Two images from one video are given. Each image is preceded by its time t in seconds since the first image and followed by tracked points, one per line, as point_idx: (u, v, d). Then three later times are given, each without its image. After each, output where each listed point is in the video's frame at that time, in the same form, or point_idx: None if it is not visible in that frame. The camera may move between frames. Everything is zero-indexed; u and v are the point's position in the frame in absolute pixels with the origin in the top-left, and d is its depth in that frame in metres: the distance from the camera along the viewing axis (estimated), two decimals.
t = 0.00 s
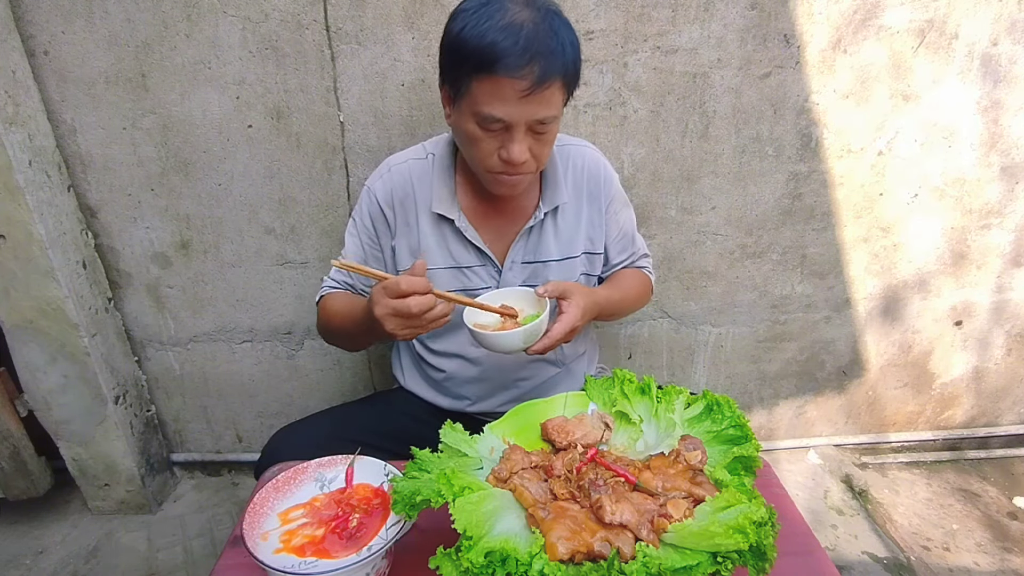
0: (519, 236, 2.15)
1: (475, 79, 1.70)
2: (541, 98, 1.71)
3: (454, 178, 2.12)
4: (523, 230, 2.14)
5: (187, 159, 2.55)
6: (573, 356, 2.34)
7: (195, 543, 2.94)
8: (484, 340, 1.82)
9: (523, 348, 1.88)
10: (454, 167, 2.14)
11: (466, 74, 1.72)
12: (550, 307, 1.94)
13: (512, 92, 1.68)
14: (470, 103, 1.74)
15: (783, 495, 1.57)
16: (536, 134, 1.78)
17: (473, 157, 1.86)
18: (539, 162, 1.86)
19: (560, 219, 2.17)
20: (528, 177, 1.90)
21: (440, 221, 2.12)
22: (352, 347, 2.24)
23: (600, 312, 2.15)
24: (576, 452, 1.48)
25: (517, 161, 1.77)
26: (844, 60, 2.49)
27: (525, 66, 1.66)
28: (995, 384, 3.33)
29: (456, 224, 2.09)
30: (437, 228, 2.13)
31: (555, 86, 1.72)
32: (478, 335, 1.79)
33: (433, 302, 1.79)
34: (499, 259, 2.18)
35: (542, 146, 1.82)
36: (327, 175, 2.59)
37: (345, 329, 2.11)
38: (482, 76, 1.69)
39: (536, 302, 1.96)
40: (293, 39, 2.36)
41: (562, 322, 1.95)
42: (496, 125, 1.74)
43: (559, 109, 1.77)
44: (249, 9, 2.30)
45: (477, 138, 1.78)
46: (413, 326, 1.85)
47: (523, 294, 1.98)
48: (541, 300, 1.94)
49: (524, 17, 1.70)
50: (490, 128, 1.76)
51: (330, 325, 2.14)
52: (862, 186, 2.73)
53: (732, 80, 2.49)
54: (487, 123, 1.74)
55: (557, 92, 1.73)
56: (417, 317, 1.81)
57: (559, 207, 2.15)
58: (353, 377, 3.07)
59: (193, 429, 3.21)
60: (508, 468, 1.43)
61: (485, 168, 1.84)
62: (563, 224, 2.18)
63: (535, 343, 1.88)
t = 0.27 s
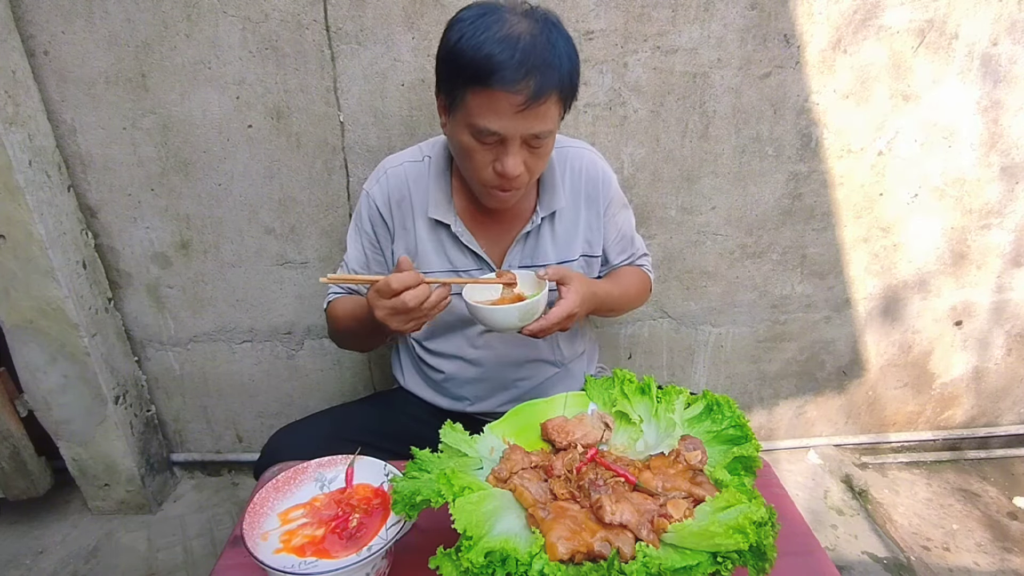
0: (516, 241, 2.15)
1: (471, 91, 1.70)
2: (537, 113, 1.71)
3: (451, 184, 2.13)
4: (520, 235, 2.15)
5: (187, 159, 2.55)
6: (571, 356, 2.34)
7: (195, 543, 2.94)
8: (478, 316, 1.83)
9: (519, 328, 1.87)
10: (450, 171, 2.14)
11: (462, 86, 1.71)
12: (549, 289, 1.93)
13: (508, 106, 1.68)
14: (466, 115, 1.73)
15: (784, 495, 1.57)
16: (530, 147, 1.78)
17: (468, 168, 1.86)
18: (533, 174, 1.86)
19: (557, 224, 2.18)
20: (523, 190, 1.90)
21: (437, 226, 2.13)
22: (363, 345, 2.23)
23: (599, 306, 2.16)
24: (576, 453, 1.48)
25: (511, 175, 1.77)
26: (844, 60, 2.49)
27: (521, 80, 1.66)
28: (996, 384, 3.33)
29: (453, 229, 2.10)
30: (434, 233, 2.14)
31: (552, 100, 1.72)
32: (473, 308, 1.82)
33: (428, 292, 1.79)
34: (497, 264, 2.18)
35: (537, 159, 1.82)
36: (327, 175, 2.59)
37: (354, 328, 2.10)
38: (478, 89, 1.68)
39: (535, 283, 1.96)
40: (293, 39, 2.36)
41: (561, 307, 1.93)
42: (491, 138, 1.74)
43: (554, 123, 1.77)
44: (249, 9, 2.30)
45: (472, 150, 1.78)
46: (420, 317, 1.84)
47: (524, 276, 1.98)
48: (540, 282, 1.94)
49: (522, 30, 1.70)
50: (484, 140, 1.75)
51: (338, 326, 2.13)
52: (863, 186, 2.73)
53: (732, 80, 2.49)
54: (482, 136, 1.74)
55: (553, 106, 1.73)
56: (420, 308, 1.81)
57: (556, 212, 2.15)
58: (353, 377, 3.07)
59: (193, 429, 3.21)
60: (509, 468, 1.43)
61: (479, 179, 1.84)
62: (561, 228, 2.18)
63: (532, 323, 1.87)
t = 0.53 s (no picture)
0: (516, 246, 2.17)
1: (476, 119, 1.68)
2: (542, 144, 1.70)
3: (451, 187, 2.13)
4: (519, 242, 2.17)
5: (187, 159, 2.55)
6: (571, 354, 2.34)
7: (195, 543, 2.94)
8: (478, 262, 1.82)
9: (520, 279, 1.85)
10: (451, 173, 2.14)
11: (467, 111, 1.69)
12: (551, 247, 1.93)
13: (513, 139, 1.67)
14: (470, 140, 1.72)
15: (784, 495, 1.57)
16: (532, 174, 1.78)
17: (467, 184, 1.86)
18: (533, 196, 1.87)
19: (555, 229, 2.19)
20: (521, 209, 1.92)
21: (438, 228, 2.14)
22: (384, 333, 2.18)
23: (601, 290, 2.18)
24: (576, 453, 1.48)
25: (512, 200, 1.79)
26: (844, 60, 2.48)
27: (528, 115, 1.64)
28: (996, 384, 3.33)
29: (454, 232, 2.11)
30: (435, 234, 2.15)
31: (557, 133, 1.71)
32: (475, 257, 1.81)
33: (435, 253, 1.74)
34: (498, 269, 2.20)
35: (538, 183, 1.83)
36: (327, 175, 2.59)
37: (370, 314, 2.05)
38: (483, 118, 1.67)
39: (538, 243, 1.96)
40: (293, 39, 2.36)
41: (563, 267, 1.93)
42: (494, 165, 1.74)
43: (558, 151, 1.77)
44: (249, 9, 2.30)
45: (473, 172, 1.78)
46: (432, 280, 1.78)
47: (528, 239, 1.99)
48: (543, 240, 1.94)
49: (532, 59, 1.66)
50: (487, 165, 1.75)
51: (356, 315, 2.09)
52: (863, 186, 2.73)
53: (732, 80, 2.49)
54: (485, 162, 1.73)
55: (558, 137, 1.73)
56: (430, 270, 1.75)
57: (554, 218, 2.17)
58: (353, 377, 3.07)
59: (193, 429, 3.21)
60: (509, 468, 1.43)
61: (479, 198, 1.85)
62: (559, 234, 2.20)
63: (533, 275, 1.86)
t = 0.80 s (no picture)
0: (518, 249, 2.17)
1: (484, 113, 1.68)
2: (549, 136, 1.70)
3: (453, 192, 2.13)
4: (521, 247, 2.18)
5: (187, 159, 2.55)
6: (572, 355, 2.34)
7: (195, 543, 2.94)
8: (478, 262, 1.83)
9: (519, 280, 1.85)
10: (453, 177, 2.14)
11: (474, 107, 1.70)
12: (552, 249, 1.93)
13: (520, 130, 1.67)
14: (477, 135, 1.72)
15: (783, 495, 1.57)
16: (540, 169, 1.78)
17: (474, 185, 1.85)
18: (541, 194, 1.86)
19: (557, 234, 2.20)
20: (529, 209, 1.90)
21: (440, 233, 2.15)
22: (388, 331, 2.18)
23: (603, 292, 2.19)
24: (576, 453, 1.48)
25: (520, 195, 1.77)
26: (844, 60, 2.48)
27: (536, 105, 1.64)
28: (996, 384, 3.33)
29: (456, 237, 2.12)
30: (437, 238, 2.16)
31: (564, 125, 1.71)
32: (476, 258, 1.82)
33: (439, 256, 1.74)
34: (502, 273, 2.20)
35: (546, 180, 1.82)
36: (327, 175, 2.59)
37: (375, 314, 2.05)
38: (491, 112, 1.67)
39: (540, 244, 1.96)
40: (293, 39, 2.36)
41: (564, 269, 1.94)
42: (502, 159, 1.72)
43: (565, 146, 1.77)
44: (249, 9, 2.30)
45: (481, 169, 1.77)
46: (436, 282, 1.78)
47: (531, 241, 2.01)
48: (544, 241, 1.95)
49: (538, 54, 1.68)
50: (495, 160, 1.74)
51: (361, 315, 2.09)
52: (863, 186, 2.73)
53: (732, 80, 2.49)
54: (493, 156, 1.72)
55: (566, 130, 1.73)
56: (434, 274, 1.75)
57: (556, 223, 2.17)
58: (353, 377, 3.07)
59: (193, 429, 3.21)
60: (509, 468, 1.43)
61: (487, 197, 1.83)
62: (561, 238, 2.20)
63: (532, 276, 1.86)
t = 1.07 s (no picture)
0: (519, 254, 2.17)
1: (485, 137, 1.67)
2: (550, 162, 1.70)
3: (453, 198, 2.13)
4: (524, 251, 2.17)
5: (187, 159, 2.55)
6: (573, 356, 2.34)
7: (195, 543, 2.94)
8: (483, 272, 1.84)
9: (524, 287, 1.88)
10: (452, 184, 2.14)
11: (476, 128, 1.68)
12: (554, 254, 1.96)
13: (522, 158, 1.66)
14: (478, 157, 1.71)
15: (783, 495, 1.57)
16: (541, 190, 1.78)
17: (475, 199, 1.86)
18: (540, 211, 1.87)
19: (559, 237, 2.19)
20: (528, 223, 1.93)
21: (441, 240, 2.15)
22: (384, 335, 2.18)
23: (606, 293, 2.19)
24: (576, 452, 1.48)
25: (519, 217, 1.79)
26: (844, 60, 2.49)
27: (537, 134, 1.63)
28: (996, 384, 3.33)
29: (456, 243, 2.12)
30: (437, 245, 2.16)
31: (565, 150, 1.70)
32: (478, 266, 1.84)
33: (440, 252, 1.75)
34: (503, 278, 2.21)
35: (546, 199, 1.83)
36: (327, 175, 2.59)
37: (372, 316, 2.05)
38: (492, 136, 1.66)
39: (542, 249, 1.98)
40: (293, 39, 2.36)
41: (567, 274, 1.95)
42: (502, 182, 1.73)
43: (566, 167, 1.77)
44: (249, 9, 2.30)
45: (482, 188, 1.78)
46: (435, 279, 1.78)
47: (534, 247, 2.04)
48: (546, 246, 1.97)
49: (543, 74, 1.64)
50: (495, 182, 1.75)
51: (359, 317, 2.08)
52: (862, 186, 2.73)
53: (732, 81, 2.49)
54: (494, 179, 1.73)
55: (567, 154, 1.72)
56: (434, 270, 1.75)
57: (558, 226, 2.16)
58: (353, 377, 3.07)
59: (194, 429, 3.21)
60: (508, 468, 1.43)
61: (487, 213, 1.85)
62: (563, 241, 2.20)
63: (536, 282, 1.88)
